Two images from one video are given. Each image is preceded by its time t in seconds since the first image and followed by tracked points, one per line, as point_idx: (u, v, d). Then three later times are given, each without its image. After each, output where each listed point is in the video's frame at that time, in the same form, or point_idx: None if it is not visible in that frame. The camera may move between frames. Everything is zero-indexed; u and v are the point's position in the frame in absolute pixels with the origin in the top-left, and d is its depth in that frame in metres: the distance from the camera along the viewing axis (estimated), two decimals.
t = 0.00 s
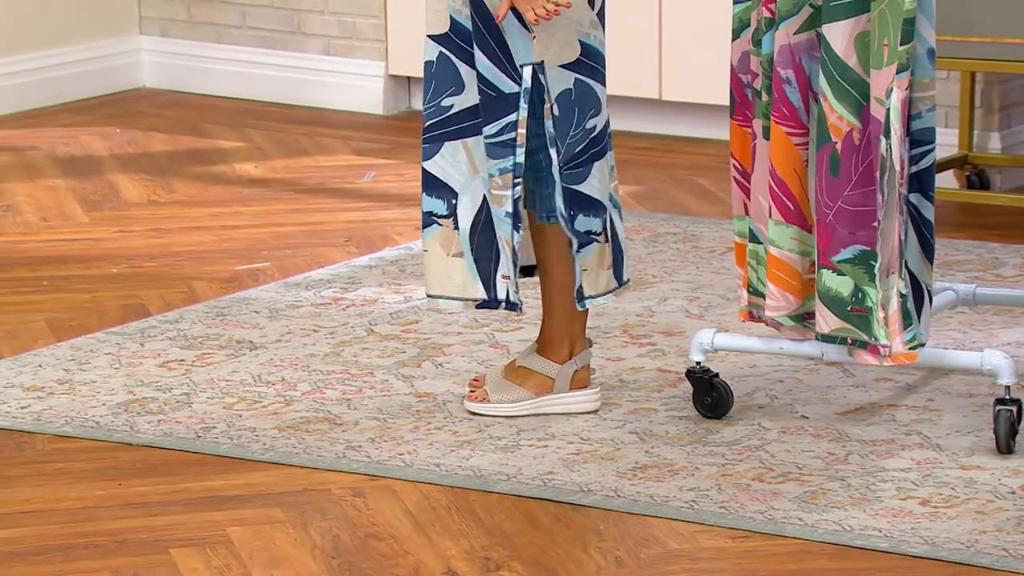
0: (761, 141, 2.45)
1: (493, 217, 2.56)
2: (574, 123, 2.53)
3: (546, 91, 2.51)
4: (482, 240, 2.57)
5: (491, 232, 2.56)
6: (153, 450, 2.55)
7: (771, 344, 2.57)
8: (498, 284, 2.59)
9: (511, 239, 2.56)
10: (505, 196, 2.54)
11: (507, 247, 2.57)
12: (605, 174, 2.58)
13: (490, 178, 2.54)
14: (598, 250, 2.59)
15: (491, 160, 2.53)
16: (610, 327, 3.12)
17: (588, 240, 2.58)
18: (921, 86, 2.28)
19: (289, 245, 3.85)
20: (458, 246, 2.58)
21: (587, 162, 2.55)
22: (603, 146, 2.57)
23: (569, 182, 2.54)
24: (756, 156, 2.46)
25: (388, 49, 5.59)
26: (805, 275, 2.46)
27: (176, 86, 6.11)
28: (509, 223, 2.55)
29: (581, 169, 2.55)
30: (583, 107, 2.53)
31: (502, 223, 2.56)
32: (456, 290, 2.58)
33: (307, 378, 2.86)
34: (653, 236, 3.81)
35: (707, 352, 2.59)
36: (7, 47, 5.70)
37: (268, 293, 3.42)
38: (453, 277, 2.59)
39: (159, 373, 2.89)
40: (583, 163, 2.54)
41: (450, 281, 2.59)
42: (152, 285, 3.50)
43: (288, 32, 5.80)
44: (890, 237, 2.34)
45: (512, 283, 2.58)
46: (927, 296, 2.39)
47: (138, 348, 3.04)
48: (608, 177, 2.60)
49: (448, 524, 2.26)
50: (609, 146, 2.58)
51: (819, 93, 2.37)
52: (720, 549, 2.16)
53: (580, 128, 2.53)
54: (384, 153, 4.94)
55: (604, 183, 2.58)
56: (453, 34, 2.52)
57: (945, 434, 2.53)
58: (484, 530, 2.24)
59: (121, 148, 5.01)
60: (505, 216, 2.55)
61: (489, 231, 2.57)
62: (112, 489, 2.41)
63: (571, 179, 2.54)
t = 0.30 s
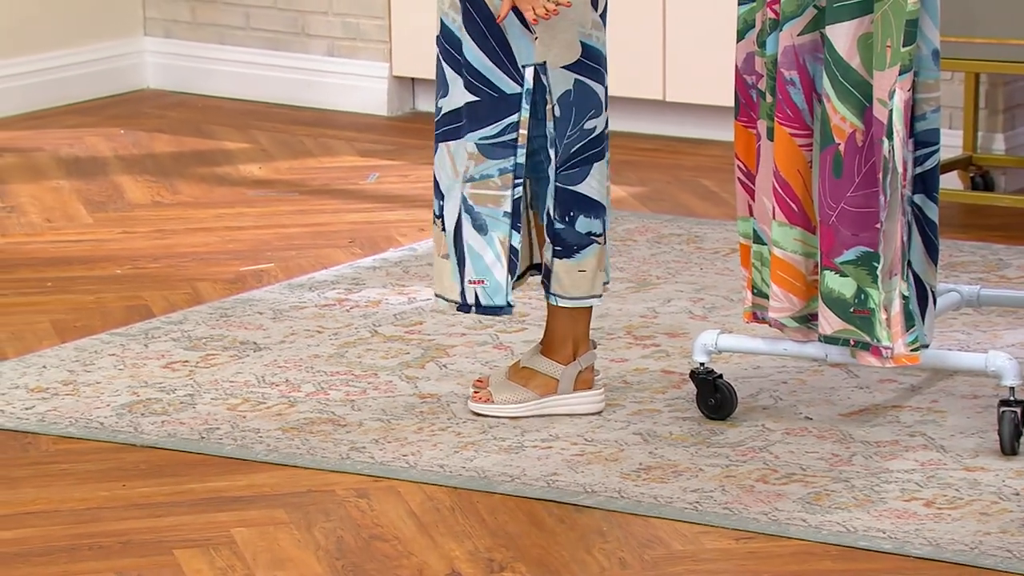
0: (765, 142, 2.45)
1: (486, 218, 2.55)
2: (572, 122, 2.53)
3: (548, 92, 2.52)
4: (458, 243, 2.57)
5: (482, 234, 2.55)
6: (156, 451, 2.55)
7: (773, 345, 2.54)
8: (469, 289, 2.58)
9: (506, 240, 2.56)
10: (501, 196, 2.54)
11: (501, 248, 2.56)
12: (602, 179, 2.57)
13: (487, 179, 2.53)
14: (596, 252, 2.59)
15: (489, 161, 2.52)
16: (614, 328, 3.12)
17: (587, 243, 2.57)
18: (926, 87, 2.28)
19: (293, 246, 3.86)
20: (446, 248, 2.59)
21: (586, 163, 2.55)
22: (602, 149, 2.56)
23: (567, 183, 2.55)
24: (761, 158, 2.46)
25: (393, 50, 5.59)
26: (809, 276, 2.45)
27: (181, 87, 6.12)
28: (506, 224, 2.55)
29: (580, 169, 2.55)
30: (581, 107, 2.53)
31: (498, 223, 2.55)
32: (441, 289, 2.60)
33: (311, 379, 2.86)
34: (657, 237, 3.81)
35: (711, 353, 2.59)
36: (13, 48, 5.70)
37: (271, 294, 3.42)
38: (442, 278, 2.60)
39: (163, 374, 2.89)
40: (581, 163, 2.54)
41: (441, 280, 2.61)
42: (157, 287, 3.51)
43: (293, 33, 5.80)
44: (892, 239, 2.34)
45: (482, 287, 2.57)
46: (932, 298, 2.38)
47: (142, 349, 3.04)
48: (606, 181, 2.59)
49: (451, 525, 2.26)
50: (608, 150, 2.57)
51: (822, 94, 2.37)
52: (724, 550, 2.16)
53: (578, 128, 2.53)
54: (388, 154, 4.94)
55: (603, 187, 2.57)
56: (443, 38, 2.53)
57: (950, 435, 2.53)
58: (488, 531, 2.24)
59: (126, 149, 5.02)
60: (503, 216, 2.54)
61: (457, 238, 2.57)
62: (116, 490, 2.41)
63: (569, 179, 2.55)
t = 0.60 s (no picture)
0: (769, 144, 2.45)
1: (499, 216, 2.56)
2: (580, 124, 2.52)
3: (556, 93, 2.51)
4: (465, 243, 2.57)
5: (495, 232, 2.56)
6: (159, 452, 2.55)
7: (777, 347, 2.54)
8: (478, 287, 2.59)
9: (519, 236, 2.58)
10: (514, 194, 2.55)
11: (514, 243, 2.58)
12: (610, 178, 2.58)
13: (499, 178, 2.54)
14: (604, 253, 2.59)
15: (501, 160, 2.54)
16: (617, 330, 3.12)
17: (594, 244, 2.57)
18: (929, 88, 2.29)
19: (296, 247, 3.86)
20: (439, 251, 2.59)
21: (595, 164, 2.54)
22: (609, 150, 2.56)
23: (576, 184, 2.54)
24: (764, 159, 2.45)
25: (396, 52, 5.60)
26: (812, 278, 2.45)
27: (184, 88, 6.12)
28: (519, 221, 2.57)
29: (588, 170, 2.54)
30: (590, 108, 2.52)
31: (511, 220, 2.56)
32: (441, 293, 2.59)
33: (314, 381, 2.86)
34: (660, 238, 3.81)
35: (714, 355, 2.59)
36: (16, 50, 5.71)
37: (274, 296, 3.42)
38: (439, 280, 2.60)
39: (166, 376, 2.89)
40: (591, 164, 2.54)
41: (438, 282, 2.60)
42: (160, 288, 3.51)
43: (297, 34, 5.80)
44: (895, 241, 2.34)
45: (496, 284, 2.59)
46: (936, 300, 2.39)
47: (145, 351, 3.04)
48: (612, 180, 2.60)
49: (454, 527, 2.26)
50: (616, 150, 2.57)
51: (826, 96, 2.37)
52: (727, 552, 2.16)
53: (587, 129, 2.53)
54: (392, 155, 4.94)
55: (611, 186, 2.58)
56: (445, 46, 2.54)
57: (953, 437, 2.53)
58: (491, 533, 2.24)
59: (129, 151, 5.02)
60: (516, 213, 2.56)
61: (466, 238, 2.57)
62: (119, 491, 2.41)
63: (578, 180, 2.54)
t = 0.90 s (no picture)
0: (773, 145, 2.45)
1: (503, 214, 2.57)
2: (567, 128, 2.52)
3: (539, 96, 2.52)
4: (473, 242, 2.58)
5: (502, 230, 2.57)
6: (162, 453, 2.55)
7: (779, 348, 2.54)
8: (488, 285, 2.60)
9: (525, 234, 2.58)
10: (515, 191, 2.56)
11: (519, 240, 2.59)
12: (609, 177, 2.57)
13: (498, 176, 2.55)
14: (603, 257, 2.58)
15: (497, 158, 2.54)
16: (619, 331, 3.12)
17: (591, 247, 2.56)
18: (932, 89, 2.29)
19: (299, 249, 3.86)
20: (449, 250, 2.59)
21: (586, 167, 2.53)
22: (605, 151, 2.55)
23: (567, 188, 2.54)
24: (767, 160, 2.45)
25: (398, 53, 5.60)
26: (816, 279, 2.46)
27: (186, 90, 6.12)
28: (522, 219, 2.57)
29: (579, 174, 2.54)
30: (577, 112, 2.52)
31: (514, 218, 2.57)
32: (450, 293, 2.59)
33: (316, 382, 2.86)
34: (663, 239, 3.81)
35: (716, 356, 2.59)
36: (19, 51, 5.71)
37: (277, 297, 3.42)
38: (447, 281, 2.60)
39: (169, 377, 2.90)
40: (582, 167, 2.53)
41: (446, 282, 2.60)
42: (162, 289, 3.51)
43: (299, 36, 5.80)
44: (897, 242, 2.34)
45: (505, 281, 2.60)
46: (938, 300, 2.40)
47: (148, 352, 3.04)
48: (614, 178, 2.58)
49: (457, 528, 2.26)
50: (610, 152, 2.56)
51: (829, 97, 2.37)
52: (730, 553, 2.16)
53: (575, 133, 2.52)
54: (394, 156, 4.94)
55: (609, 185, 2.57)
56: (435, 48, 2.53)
57: (956, 438, 2.53)
58: (493, 534, 2.24)
59: (131, 152, 5.02)
60: (517, 211, 2.57)
61: (476, 237, 2.57)
62: (121, 492, 2.41)
63: (570, 183, 2.54)
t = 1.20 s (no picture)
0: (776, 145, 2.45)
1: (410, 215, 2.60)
2: (490, 130, 2.54)
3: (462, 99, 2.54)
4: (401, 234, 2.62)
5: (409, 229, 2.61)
6: (164, 455, 2.56)
7: (781, 349, 2.54)
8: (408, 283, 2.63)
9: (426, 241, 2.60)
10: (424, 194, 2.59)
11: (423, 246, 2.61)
12: (548, 179, 2.57)
13: (411, 176, 2.59)
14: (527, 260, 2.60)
15: (411, 159, 2.58)
16: (621, 332, 3.12)
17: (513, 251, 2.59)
18: (935, 91, 2.30)
19: (301, 250, 3.86)
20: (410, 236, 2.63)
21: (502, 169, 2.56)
22: (540, 154, 2.56)
23: (490, 191, 2.56)
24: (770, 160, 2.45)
25: (400, 55, 5.60)
26: (818, 280, 2.45)
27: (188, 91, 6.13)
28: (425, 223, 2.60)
29: (500, 177, 2.56)
30: (499, 116, 2.54)
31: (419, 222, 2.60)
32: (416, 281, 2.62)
33: (318, 383, 2.86)
34: (664, 241, 3.81)
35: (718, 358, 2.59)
36: (21, 53, 5.71)
37: (279, 298, 3.42)
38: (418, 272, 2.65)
39: (171, 378, 2.90)
40: (498, 170, 2.56)
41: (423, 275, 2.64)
42: (164, 291, 3.51)
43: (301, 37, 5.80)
44: (899, 243, 2.34)
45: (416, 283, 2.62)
46: (939, 302, 2.41)
47: (150, 353, 3.05)
48: (555, 182, 2.58)
49: (459, 530, 2.26)
50: (546, 156, 2.56)
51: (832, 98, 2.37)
52: (731, 555, 2.16)
53: (495, 137, 2.55)
54: (396, 158, 4.94)
55: (543, 188, 2.57)
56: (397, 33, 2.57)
57: (957, 439, 2.53)
58: (495, 536, 2.24)
59: (134, 153, 5.02)
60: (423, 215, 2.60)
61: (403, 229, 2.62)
62: (123, 494, 2.41)
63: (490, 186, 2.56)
